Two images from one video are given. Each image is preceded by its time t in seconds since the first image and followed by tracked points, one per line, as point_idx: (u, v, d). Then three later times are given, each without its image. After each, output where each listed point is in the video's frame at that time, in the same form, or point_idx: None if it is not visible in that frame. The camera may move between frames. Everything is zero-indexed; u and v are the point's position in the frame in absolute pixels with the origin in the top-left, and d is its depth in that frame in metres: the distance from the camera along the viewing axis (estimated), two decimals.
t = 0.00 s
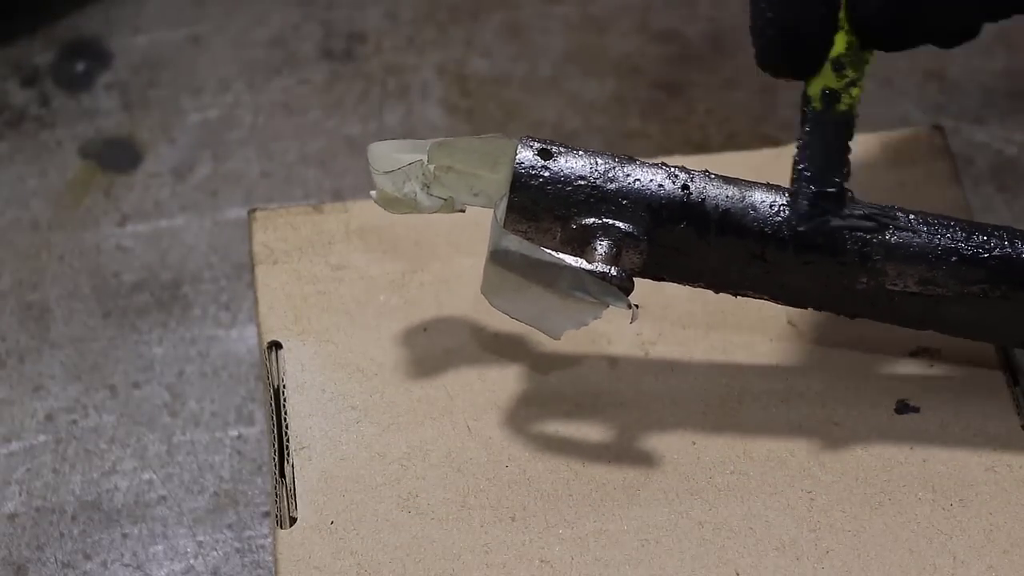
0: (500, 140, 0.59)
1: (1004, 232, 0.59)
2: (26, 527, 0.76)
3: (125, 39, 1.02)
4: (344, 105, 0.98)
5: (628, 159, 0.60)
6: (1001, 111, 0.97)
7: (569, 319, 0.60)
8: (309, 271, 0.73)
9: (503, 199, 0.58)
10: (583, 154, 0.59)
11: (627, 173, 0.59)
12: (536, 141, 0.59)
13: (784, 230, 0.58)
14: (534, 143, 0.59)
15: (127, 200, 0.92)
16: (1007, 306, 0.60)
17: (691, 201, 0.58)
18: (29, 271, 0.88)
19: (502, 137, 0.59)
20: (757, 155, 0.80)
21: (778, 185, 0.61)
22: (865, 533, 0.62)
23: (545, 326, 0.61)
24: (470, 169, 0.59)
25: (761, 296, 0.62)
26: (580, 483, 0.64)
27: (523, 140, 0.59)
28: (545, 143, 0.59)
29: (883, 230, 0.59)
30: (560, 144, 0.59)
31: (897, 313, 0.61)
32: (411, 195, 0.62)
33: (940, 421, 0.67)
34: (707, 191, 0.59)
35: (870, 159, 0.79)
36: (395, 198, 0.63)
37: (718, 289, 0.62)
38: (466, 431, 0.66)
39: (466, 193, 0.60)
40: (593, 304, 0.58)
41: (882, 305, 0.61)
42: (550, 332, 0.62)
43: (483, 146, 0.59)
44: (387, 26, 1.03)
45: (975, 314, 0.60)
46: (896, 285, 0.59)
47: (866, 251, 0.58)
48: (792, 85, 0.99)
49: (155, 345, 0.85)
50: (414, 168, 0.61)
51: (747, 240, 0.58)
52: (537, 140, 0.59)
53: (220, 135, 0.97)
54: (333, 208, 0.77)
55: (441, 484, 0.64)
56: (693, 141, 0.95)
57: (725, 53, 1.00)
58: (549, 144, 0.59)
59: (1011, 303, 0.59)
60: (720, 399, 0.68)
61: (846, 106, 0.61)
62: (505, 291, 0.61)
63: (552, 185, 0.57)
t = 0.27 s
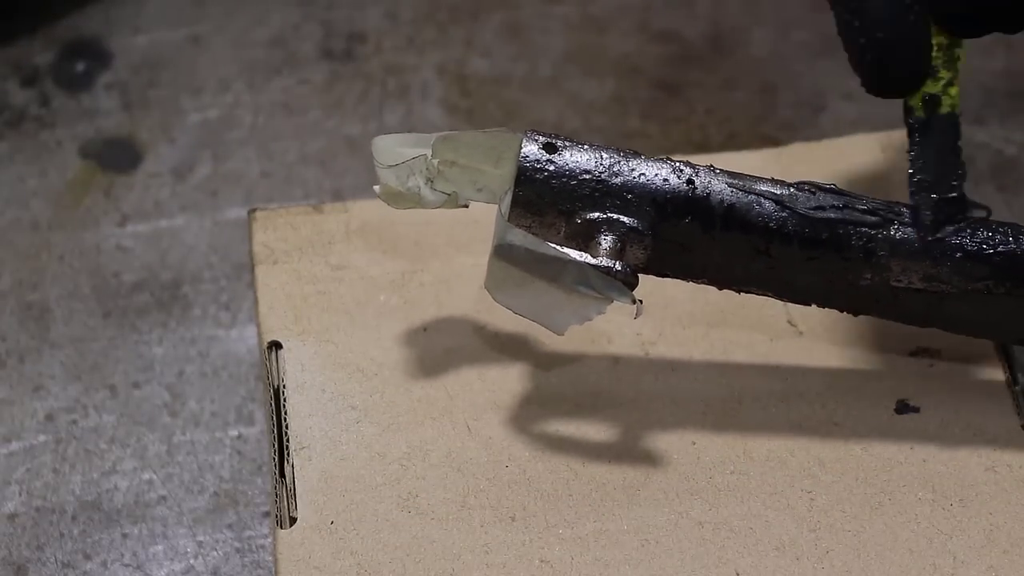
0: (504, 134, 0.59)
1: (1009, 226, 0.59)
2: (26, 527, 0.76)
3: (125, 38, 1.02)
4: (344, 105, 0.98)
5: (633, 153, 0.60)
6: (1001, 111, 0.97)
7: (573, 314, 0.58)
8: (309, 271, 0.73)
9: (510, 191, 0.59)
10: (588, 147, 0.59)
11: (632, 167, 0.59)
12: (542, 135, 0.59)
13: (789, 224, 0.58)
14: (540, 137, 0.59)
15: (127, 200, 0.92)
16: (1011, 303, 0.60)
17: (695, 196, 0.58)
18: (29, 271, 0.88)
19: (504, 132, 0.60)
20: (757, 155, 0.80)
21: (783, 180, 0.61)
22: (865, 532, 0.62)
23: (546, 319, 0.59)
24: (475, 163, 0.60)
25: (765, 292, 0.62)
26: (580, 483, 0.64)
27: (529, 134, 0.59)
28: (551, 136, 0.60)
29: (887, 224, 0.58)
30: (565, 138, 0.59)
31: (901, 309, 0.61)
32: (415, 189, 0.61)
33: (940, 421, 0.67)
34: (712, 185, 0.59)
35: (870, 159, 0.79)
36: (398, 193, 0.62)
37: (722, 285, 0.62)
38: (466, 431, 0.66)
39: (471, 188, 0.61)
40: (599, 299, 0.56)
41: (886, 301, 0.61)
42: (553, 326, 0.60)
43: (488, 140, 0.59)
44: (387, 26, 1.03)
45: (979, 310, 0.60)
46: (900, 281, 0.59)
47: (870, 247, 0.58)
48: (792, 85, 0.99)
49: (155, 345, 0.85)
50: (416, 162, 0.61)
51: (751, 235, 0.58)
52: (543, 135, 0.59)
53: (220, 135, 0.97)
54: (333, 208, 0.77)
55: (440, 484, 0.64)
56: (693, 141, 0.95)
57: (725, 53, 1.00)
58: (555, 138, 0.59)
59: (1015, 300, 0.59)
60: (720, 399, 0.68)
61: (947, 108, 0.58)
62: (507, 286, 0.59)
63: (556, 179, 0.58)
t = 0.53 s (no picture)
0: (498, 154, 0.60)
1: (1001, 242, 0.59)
2: (26, 527, 0.76)
3: (125, 38, 1.02)
4: (344, 105, 0.98)
5: (624, 169, 0.60)
6: (1001, 111, 0.97)
7: (567, 333, 0.62)
8: (309, 271, 0.73)
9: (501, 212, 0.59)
10: (579, 165, 0.59)
11: (623, 185, 0.58)
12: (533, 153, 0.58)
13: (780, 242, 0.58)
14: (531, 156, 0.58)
15: (127, 200, 0.92)
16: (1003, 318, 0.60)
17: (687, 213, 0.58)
18: (29, 271, 0.88)
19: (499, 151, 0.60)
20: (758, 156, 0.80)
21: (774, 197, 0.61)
22: (865, 532, 0.62)
23: (542, 338, 0.63)
24: (468, 184, 0.60)
25: (757, 305, 0.62)
26: (580, 483, 0.64)
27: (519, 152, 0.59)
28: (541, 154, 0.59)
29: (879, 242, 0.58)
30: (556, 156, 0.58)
31: (892, 323, 0.62)
32: (410, 209, 0.62)
33: (940, 420, 0.67)
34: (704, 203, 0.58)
35: (870, 159, 0.79)
36: (393, 212, 0.63)
37: (715, 299, 0.62)
38: (466, 431, 0.66)
39: (465, 207, 0.61)
40: (589, 317, 0.59)
41: (878, 315, 0.61)
42: (548, 345, 0.63)
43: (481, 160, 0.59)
44: (387, 26, 1.03)
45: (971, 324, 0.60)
46: (891, 296, 0.59)
47: (862, 264, 0.58)
48: (793, 85, 0.99)
49: (156, 345, 0.85)
50: (412, 183, 0.62)
51: (742, 252, 0.58)
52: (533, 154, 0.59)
53: (220, 135, 0.97)
54: (333, 208, 0.77)
55: (440, 484, 0.64)
56: (693, 141, 0.95)
57: (725, 53, 1.00)
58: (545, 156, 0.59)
59: (1005, 313, 0.59)
60: (720, 399, 0.68)
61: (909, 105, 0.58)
62: (504, 304, 0.63)
63: (548, 199, 0.57)
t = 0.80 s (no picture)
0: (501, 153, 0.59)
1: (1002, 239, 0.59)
2: (26, 527, 0.76)
3: (126, 39, 1.02)
4: (344, 106, 0.98)
5: (626, 169, 0.60)
6: (1001, 111, 0.97)
7: (571, 332, 0.60)
8: (309, 271, 0.73)
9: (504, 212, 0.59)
10: (581, 165, 0.59)
11: (625, 184, 0.59)
12: (535, 153, 0.59)
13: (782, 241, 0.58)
14: (533, 155, 0.59)
15: (127, 200, 0.92)
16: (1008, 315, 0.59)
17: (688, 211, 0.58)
18: (29, 271, 0.88)
19: (500, 150, 0.60)
20: (757, 156, 0.80)
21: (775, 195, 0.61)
22: (865, 532, 0.62)
23: (546, 338, 0.61)
24: (470, 183, 0.60)
25: (761, 305, 0.62)
26: (581, 483, 0.64)
27: (522, 152, 0.59)
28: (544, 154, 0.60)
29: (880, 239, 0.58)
30: (558, 156, 0.59)
31: (896, 322, 0.61)
32: (413, 209, 0.63)
33: (940, 420, 0.67)
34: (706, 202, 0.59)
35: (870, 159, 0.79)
36: (396, 212, 0.64)
37: (719, 299, 0.62)
38: (466, 431, 0.66)
39: (467, 207, 0.61)
40: (594, 315, 0.58)
41: (882, 313, 0.61)
42: (552, 344, 0.62)
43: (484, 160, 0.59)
44: (387, 26, 1.03)
45: (975, 322, 0.60)
46: (894, 293, 0.59)
47: (864, 260, 0.58)
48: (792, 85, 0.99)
49: (156, 345, 0.85)
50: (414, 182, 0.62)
51: (745, 250, 0.58)
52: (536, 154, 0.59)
53: (220, 135, 0.97)
54: (333, 208, 0.77)
55: (441, 485, 0.64)
56: (692, 141, 0.95)
57: (725, 53, 1.00)
58: (548, 156, 0.59)
59: (1011, 310, 0.59)
60: (720, 399, 0.68)
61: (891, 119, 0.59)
62: (506, 303, 0.61)
63: (550, 197, 0.58)
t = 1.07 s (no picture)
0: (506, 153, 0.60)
1: (1000, 240, 0.59)
2: (26, 527, 0.76)
3: (126, 38, 1.02)
4: (344, 105, 0.98)
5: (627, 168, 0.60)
6: (1001, 111, 0.97)
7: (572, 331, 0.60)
8: (309, 271, 0.73)
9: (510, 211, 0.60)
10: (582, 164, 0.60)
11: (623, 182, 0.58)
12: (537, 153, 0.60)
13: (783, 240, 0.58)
14: (536, 155, 0.59)
15: (127, 200, 0.92)
16: (1007, 315, 0.60)
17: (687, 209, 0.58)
18: (29, 271, 0.88)
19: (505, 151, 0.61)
20: (757, 156, 0.80)
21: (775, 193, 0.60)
22: (865, 532, 0.62)
23: (547, 335, 0.61)
24: (476, 183, 0.61)
25: (761, 304, 0.63)
26: (581, 483, 0.64)
27: (526, 153, 0.60)
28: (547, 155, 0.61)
29: (880, 239, 0.58)
30: (560, 156, 0.60)
31: (896, 321, 0.62)
32: (418, 208, 0.63)
33: (940, 420, 0.67)
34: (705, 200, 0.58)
35: (870, 159, 0.79)
36: (402, 211, 0.63)
37: (719, 298, 0.63)
38: (466, 431, 0.66)
39: (472, 207, 0.62)
40: (595, 313, 0.59)
41: (881, 312, 0.61)
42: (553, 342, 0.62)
43: (489, 159, 0.60)
44: (387, 26, 1.03)
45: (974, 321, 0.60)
46: (894, 293, 0.59)
47: (864, 260, 0.58)
48: (792, 85, 0.99)
49: (156, 345, 0.85)
50: (420, 182, 0.62)
51: (744, 249, 0.58)
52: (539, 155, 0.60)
53: (220, 135, 0.97)
54: (333, 208, 0.77)
55: (442, 485, 0.64)
56: (692, 141, 0.95)
57: (725, 53, 1.00)
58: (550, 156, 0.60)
59: (1010, 310, 0.59)
60: (720, 399, 0.68)
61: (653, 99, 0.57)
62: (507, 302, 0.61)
63: (552, 196, 0.59)
